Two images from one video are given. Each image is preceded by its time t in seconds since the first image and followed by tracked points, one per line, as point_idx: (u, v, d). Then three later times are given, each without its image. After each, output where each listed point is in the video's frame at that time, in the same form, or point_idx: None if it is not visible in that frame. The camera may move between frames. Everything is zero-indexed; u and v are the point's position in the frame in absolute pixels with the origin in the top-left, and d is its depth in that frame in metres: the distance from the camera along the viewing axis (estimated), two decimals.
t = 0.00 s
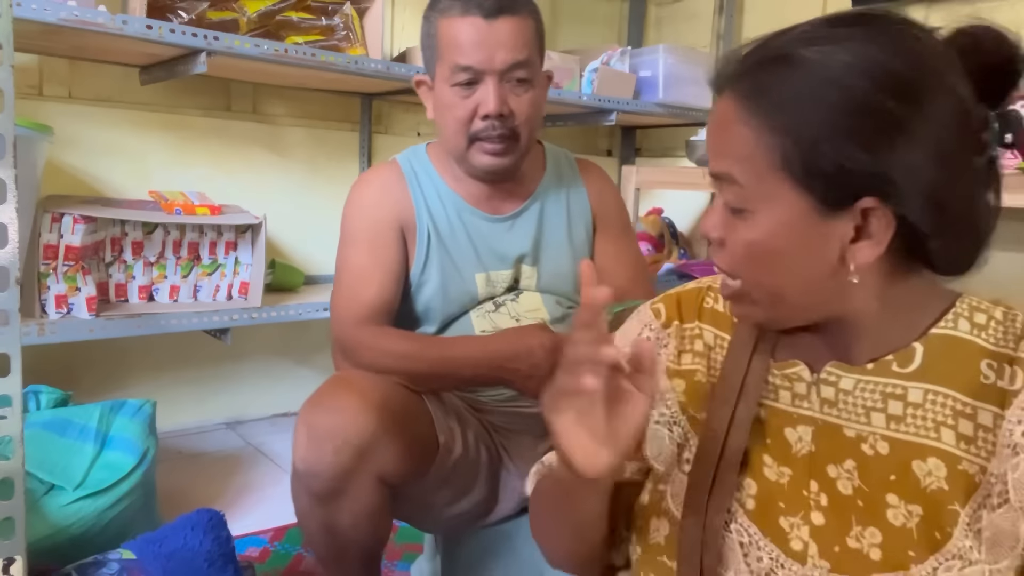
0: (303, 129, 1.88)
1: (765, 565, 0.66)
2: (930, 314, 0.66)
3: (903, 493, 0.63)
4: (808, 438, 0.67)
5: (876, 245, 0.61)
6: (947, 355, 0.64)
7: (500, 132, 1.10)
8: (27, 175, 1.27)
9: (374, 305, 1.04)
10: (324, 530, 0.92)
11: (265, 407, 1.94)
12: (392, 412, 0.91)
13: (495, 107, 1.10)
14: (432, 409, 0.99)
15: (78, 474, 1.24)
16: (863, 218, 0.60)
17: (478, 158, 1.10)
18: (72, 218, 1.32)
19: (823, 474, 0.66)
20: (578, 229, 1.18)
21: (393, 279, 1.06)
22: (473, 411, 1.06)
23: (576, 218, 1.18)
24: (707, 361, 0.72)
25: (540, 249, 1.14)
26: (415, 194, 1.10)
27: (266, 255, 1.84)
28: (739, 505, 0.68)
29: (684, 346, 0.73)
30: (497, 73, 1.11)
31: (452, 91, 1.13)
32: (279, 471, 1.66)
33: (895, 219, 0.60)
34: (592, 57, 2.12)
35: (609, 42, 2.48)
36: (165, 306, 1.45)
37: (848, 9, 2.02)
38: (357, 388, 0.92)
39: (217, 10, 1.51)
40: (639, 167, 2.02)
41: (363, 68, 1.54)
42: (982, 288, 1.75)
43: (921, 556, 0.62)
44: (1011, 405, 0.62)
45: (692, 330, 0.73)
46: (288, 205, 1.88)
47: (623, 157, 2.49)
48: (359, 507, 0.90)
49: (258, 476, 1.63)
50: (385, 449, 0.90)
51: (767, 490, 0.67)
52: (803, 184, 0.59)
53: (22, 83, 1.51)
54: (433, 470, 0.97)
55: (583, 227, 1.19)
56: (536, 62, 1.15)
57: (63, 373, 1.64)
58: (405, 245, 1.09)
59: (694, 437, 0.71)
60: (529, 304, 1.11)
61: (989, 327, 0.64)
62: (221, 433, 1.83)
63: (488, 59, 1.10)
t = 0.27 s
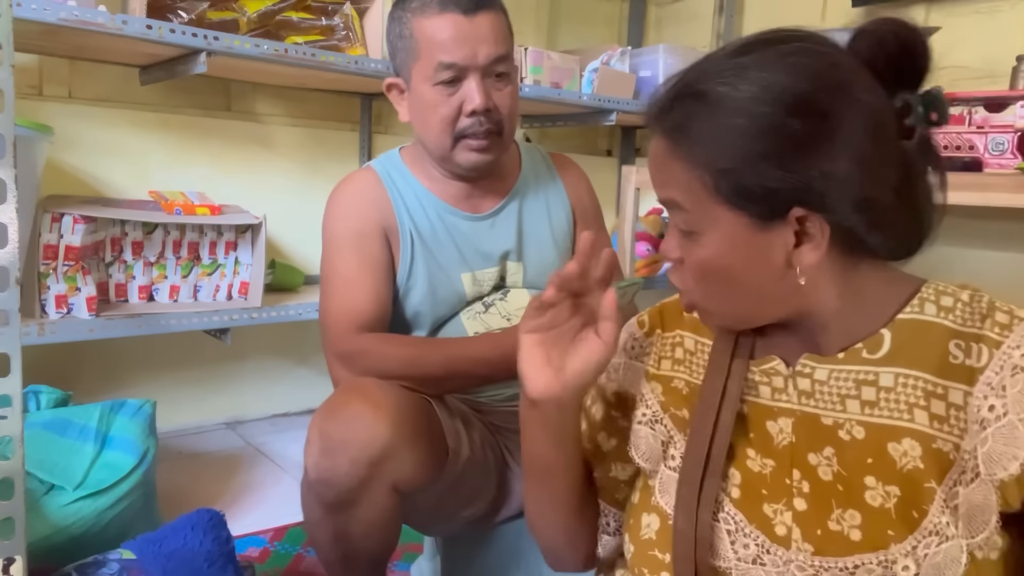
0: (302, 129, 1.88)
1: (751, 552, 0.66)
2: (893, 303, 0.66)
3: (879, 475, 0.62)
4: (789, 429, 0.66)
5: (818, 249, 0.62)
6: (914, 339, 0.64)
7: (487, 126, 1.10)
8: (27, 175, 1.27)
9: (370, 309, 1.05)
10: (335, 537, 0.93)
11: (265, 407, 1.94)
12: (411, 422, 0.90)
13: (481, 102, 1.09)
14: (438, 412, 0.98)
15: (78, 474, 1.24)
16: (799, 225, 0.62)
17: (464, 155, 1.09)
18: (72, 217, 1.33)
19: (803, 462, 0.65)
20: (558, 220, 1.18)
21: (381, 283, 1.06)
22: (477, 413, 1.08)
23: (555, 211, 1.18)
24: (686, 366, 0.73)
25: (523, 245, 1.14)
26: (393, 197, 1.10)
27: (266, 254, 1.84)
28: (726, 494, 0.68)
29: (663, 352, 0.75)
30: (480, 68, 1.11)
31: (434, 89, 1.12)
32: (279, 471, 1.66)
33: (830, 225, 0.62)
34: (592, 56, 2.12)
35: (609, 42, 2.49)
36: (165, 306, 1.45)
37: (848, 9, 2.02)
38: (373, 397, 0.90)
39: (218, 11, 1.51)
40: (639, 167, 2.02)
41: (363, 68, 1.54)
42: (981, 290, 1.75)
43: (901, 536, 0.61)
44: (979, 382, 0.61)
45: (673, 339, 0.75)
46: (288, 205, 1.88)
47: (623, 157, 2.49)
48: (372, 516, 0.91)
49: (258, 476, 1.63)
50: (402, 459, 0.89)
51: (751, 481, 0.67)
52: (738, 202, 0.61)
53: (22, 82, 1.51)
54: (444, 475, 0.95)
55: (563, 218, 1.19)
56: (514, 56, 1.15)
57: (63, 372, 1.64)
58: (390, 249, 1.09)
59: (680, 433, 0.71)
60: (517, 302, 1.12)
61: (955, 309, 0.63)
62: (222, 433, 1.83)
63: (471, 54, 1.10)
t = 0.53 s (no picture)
0: (303, 129, 1.88)
1: (756, 557, 0.66)
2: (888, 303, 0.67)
3: (878, 474, 0.63)
4: (785, 429, 0.66)
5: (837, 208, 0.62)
6: (906, 338, 0.65)
7: (481, 127, 1.10)
8: (27, 175, 1.27)
9: (363, 310, 1.05)
10: (324, 536, 0.92)
11: (265, 407, 1.94)
12: (389, 417, 0.91)
13: (474, 102, 1.09)
14: (426, 410, 0.99)
15: (78, 474, 1.24)
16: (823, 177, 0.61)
17: (457, 156, 1.09)
18: (72, 217, 1.32)
19: (801, 463, 0.66)
20: (555, 220, 1.17)
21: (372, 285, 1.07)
22: (469, 413, 1.07)
23: (551, 210, 1.17)
24: (682, 363, 0.72)
25: (517, 246, 1.13)
26: (385, 198, 1.11)
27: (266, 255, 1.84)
28: (727, 498, 0.68)
29: (657, 348, 0.73)
30: (472, 68, 1.11)
31: (426, 90, 1.12)
32: (279, 471, 1.66)
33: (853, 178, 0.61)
34: (592, 57, 2.12)
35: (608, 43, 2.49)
36: (165, 306, 1.45)
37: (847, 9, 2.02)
38: (353, 392, 0.91)
39: (218, 11, 1.51)
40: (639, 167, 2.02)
41: (363, 68, 1.54)
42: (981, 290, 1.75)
43: (901, 536, 0.62)
44: (971, 380, 0.62)
45: (666, 335, 0.73)
46: (288, 205, 1.88)
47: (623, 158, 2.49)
48: (357, 511, 0.91)
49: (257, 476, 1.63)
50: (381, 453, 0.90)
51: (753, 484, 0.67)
52: (773, 148, 0.60)
53: (22, 83, 1.51)
54: (433, 470, 0.96)
55: (559, 218, 1.17)
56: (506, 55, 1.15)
57: (64, 372, 1.64)
58: (381, 250, 1.10)
59: (679, 436, 0.71)
60: (510, 304, 1.11)
61: (946, 310, 0.65)
62: (222, 433, 1.83)
63: (462, 54, 1.10)
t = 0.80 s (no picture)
0: (303, 130, 1.88)
1: None
2: (937, 316, 0.66)
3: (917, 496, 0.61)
4: (819, 442, 0.65)
5: (928, 197, 0.63)
6: (955, 356, 0.63)
7: (488, 126, 1.11)
8: (27, 175, 1.27)
9: (354, 311, 1.06)
10: (307, 527, 0.92)
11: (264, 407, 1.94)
12: (361, 404, 0.92)
13: (482, 101, 1.11)
14: (407, 404, 0.99)
15: (78, 474, 1.24)
16: (927, 161, 0.62)
17: (463, 154, 1.10)
18: (72, 217, 1.32)
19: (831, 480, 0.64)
20: (557, 225, 1.16)
21: (368, 282, 1.08)
22: (457, 413, 1.07)
23: (554, 215, 1.16)
24: (718, 358, 0.70)
25: (517, 249, 1.13)
26: (385, 195, 1.11)
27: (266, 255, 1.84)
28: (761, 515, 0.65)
29: (694, 341, 0.71)
30: (481, 67, 1.13)
31: (435, 88, 1.14)
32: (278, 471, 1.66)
33: (952, 169, 0.63)
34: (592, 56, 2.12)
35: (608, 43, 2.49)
36: (165, 306, 1.45)
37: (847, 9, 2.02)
38: (325, 381, 0.92)
39: (218, 10, 1.51)
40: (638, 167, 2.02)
41: (363, 68, 1.54)
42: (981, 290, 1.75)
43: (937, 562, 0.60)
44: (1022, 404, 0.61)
45: (703, 327, 0.71)
46: (288, 205, 1.88)
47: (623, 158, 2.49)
48: (334, 499, 0.91)
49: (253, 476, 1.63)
50: (354, 440, 0.90)
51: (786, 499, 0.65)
52: (877, 112, 0.60)
53: (22, 83, 1.51)
54: (411, 465, 0.96)
55: (563, 222, 1.17)
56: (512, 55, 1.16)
57: (63, 373, 1.64)
58: (379, 249, 1.10)
59: (716, 439, 0.68)
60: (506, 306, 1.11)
61: (994, 329, 0.64)
62: (221, 433, 1.83)
63: (471, 53, 1.12)
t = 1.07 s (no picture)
0: (303, 129, 1.88)
1: None
2: (975, 329, 0.73)
3: (968, 515, 0.69)
4: (867, 465, 0.70)
5: (991, 219, 0.67)
6: (997, 369, 0.71)
7: (498, 123, 1.09)
8: (27, 175, 1.27)
9: (349, 311, 1.07)
10: (296, 522, 0.93)
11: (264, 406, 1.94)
12: (343, 397, 0.91)
13: (493, 97, 1.09)
14: (393, 401, 0.99)
15: (78, 474, 1.24)
16: (989, 184, 0.66)
17: (471, 153, 1.09)
18: (72, 218, 1.33)
19: (881, 505, 0.70)
20: (561, 228, 1.16)
21: (366, 280, 1.08)
22: (449, 413, 1.07)
23: (558, 217, 1.16)
24: (775, 374, 0.72)
25: (519, 250, 1.13)
26: (387, 194, 1.10)
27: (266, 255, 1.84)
28: (817, 550, 0.71)
29: (752, 356, 0.72)
30: (491, 62, 1.11)
31: (444, 83, 1.12)
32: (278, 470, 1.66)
33: (1016, 190, 0.67)
34: (592, 56, 2.12)
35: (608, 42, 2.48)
36: (165, 306, 1.45)
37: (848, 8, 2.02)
38: (306, 374, 0.92)
39: (218, 10, 1.51)
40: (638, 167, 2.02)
41: (363, 68, 1.54)
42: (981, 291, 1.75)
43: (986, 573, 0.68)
44: None
45: (756, 340, 0.73)
46: (288, 205, 1.88)
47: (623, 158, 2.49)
48: (319, 493, 0.91)
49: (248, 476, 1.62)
50: (334, 432, 0.89)
51: (842, 527, 0.70)
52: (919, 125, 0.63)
53: (22, 83, 1.51)
54: (396, 460, 0.96)
55: (567, 224, 1.17)
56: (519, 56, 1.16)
57: (63, 373, 1.64)
58: (378, 248, 1.10)
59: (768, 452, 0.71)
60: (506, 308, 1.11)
61: None
62: (221, 433, 1.83)
63: (481, 49, 1.10)
